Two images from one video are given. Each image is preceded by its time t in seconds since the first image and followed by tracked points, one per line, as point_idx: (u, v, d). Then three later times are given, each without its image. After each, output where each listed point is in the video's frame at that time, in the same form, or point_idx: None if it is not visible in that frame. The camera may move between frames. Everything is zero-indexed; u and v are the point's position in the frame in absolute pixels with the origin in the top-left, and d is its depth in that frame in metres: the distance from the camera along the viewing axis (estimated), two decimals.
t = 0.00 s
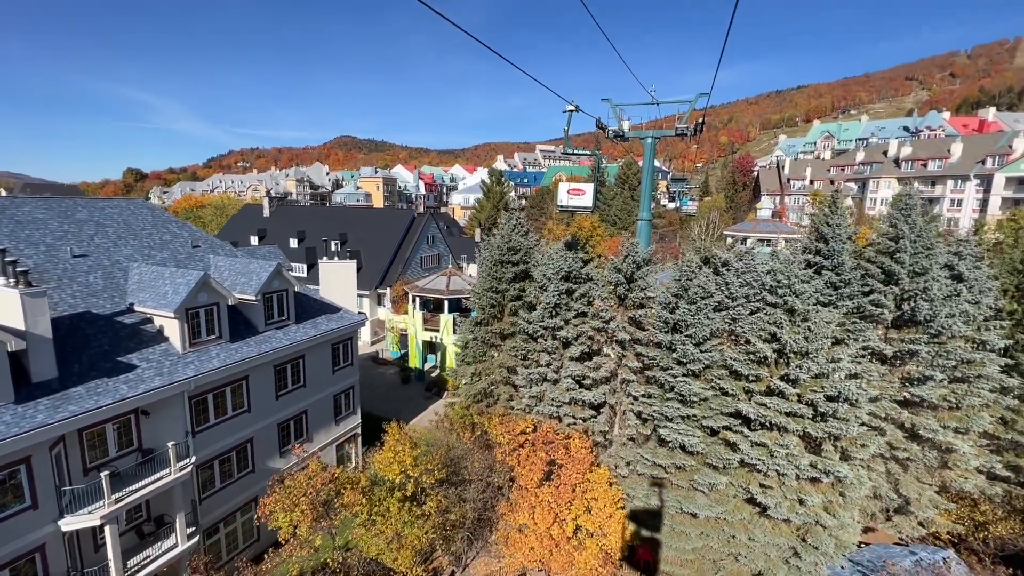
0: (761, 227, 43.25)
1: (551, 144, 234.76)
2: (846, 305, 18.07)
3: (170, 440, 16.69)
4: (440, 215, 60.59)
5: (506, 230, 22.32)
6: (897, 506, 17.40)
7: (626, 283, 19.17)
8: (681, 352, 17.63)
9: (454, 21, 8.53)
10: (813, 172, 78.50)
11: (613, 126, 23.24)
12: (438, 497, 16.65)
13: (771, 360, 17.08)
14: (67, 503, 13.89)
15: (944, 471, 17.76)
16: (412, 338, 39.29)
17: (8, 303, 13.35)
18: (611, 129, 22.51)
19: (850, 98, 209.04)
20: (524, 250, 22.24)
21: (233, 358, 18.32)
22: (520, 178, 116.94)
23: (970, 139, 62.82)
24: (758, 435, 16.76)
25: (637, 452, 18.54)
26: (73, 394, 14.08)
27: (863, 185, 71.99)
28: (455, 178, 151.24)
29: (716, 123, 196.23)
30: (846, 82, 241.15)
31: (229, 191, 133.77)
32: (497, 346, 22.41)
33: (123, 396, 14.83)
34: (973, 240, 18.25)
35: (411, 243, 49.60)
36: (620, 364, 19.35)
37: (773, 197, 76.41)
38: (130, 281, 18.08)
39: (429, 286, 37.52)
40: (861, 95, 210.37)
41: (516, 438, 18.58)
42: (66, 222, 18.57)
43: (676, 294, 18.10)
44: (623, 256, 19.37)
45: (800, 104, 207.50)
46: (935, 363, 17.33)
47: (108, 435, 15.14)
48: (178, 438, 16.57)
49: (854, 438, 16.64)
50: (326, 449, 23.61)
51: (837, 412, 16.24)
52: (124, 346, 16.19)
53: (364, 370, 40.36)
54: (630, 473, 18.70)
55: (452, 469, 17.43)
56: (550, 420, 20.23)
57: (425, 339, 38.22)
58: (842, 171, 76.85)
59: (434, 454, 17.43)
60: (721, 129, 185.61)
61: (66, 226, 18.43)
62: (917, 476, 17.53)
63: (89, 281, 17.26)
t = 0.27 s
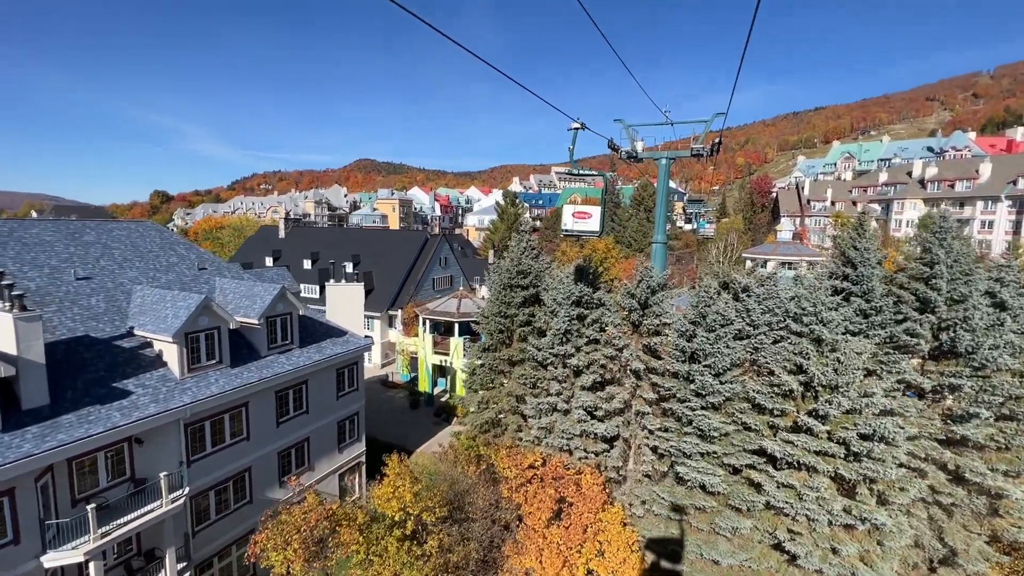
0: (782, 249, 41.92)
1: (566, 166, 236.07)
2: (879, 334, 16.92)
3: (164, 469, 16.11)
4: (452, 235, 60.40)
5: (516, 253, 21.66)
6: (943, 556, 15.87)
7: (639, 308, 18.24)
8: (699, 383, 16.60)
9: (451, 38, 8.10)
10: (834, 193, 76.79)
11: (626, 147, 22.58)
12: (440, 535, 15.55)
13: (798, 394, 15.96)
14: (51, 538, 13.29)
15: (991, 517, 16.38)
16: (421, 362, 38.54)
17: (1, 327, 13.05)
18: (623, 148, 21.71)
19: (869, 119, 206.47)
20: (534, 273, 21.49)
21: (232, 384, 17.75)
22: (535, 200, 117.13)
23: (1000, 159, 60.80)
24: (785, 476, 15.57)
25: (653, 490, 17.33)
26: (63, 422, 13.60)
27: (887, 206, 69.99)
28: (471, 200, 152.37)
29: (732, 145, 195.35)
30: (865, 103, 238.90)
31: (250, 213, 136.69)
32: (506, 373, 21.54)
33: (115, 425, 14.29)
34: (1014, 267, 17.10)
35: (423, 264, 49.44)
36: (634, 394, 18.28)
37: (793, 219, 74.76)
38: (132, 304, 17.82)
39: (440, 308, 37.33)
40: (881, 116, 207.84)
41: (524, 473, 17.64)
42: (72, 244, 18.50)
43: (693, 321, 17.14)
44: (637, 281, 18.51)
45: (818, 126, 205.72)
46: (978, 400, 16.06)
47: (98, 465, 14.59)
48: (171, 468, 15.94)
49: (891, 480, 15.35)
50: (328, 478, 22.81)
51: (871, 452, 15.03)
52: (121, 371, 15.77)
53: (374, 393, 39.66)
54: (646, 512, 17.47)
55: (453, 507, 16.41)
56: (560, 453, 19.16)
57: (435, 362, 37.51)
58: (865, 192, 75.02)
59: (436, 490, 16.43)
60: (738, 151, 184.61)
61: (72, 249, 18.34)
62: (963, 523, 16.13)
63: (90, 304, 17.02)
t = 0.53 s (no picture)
0: (801, 271, 40.57)
1: (580, 187, 236.77)
2: (912, 363, 16.03)
3: (153, 500, 15.45)
4: (464, 256, 60.14)
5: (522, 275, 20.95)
6: None
7: (651, 334, 17.30)
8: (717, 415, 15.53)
9: (442, 51, 7.65)
10: (854, 214, 75.05)
11: (636, 166, 21.93)
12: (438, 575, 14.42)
13: (823, 429, 14.82)
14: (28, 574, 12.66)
15: None
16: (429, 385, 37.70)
17: None
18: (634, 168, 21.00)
19: (887, 139, 203.95)
20: (541, 297, 20.72)
21: (228, 410, 17.13)
22: (548, 221, 117.05)
23: None
24: (813, 519, 14.37)
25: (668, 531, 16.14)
26: (47, 451, 13.07)
27: (910, 226, 68.03)
28: (484, 221, 153.06)
29: (747, 166, 194.20)
30: (882, 124, 236.57)
31: (267, 234, 138.91)
32: (512, 401, 20.63)
33: (101, 454, 13.71)
34: None
35: (433, 285, 49.16)
36: (647, 426, 17.20)
37: (812, 240, 73.07)
38: (129, 327, 17.47)
39: (449, 330, 36.72)
40: (899, 136, 205.25)
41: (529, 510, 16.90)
42: (74, 265, 18.33)
43: (709, 348, 16.18)
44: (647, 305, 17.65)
45: (835, 146, 203.75)
46: None
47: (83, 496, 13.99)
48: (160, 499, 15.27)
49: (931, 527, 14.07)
50: (327, 509, 21.89)
51: (908, 494, 13.85)
52: (113, 397, 15.29)
53: (381, 417, 38.90)
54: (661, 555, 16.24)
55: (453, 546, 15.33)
56: (568, 488, 18.03)
57: (443, 385, 36.68)
58: (887, 213, 73.15)
59: (435, 527, 15.42)
60: (753, 171, 183.34)
61: (74, 270, 18.16)
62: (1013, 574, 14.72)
63: (87, 326, 16.70)
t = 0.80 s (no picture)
0: (819, 292, 39.33)
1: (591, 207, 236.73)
2: (946, 394, 15.70)
3: (136, 531, 14.77)
4: (473, 275, 59.72)
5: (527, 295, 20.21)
6: None
7: (662, 358, 16.37)
8: (733, 447, 14.45)
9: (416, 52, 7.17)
10: (873, 233, 73.44)
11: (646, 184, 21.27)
12: None
13: (851, 464, 13.73)
14: None
15: None
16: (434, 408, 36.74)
17: None
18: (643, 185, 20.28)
19: (904, 158, 201.55)
20: (546, 318, 19.95)
21: (219, 436, 16.49)
22: (559, 241, 116.92)
23: None
24: (844, 564, 13.25)
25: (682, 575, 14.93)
26: (24, 480, 12.50)
27: (931, 246, 66.17)
28: (495, 240, 153.53)
29: (761, 185, 192.99)
30: (898, 143, 234.01)
31: (281, 253, 140.77)
32: (516, 428, 19.70)
33: (80, 483, 13.08)
34: None
35: (441, 305, 48.79)
36: (658, 458, 16.16)
37: (829, 260, 71.53)
38: (123, 348, 17.07)
39: (455, 352, 36.17)
40: (916, 155, 202.49)
41: (531, 549, 15.70)
42: (71, 284, 18.10)
43: (724, 374, 15.18)
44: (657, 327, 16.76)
45: (850, 165, 201.54)
46: None
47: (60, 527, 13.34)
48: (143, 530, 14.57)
49: None
50: (323, 539, 20.94)
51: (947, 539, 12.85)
52: (100, 421, 14.78)
53: (385, 441, 38.01)
54: None
55: None
56: (573, 523, 16.89)
57: (448, 409, 35.72)
58: (906, 232, 71.40)
59: (429, 566, 14.41)
60: (767, 191, 181.81)
61: (70, 289, 17.91)
62: None
63: (79, 347, 16.31)
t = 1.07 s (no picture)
0: (836, 311, 38.00)
1: (603, 224, 236.30)
2: (981, 424, 15.25)
3: (116, 563, 14.05)
4: (481, 294, 59.16)
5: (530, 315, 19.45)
6: None
7: (671, 383, 15.45)
8: (750, 481, 13.42)
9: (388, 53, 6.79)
10: (890, 251, 71.74)
11: (652, 200, 20.59)
12: None
13: (879, 501, 13.00)
14: None
15: None
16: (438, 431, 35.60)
17: None
18: (650, 202, 19.58)
19: (919, 175, 198.95)
20: (551, 340, 19.16)
21: (207, 460, 15.81)
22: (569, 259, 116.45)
23: None
24: None
25: None
26: None
27: (952, 264, 64.29)
28: (505, 258, 153.49)
29: (773, 203, 191.40)
30: (914, 160, 231.20)
31: (293, 270, 142.09)
32: (519, 456, 18.76)
33: (54, 512, 12.40)
34: None
35: (448, 323, 48.20)
36: (668, 490, 15.06)
37: (846, 278, 69.91)
38: (113, 368, 16.59)
39: (460, 371, 35.59)
40: (933, 172, 199.61)
41: None
42: (66, 302, 17.79)
43: (738, 400, 14.19)
44: (666, 349, 15.82)
45: (865, 183, 199.20)
46: None
47: (33, 559, 12.64)
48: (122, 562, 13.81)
49: None
50: (316, 570, 20.00)
51: None
52: (83, 445, 14.21)
53: (388, 463, 37.07)
54: None
55: None
56: (577, 560, 15.76)
57: (452, 431, 34.57)
58: (925, 250, 69.61)
59: None
60: (779, 208, 180.02)
61: (64, 307, 17.59)
62: None
63: (68, 367, 15.86)
